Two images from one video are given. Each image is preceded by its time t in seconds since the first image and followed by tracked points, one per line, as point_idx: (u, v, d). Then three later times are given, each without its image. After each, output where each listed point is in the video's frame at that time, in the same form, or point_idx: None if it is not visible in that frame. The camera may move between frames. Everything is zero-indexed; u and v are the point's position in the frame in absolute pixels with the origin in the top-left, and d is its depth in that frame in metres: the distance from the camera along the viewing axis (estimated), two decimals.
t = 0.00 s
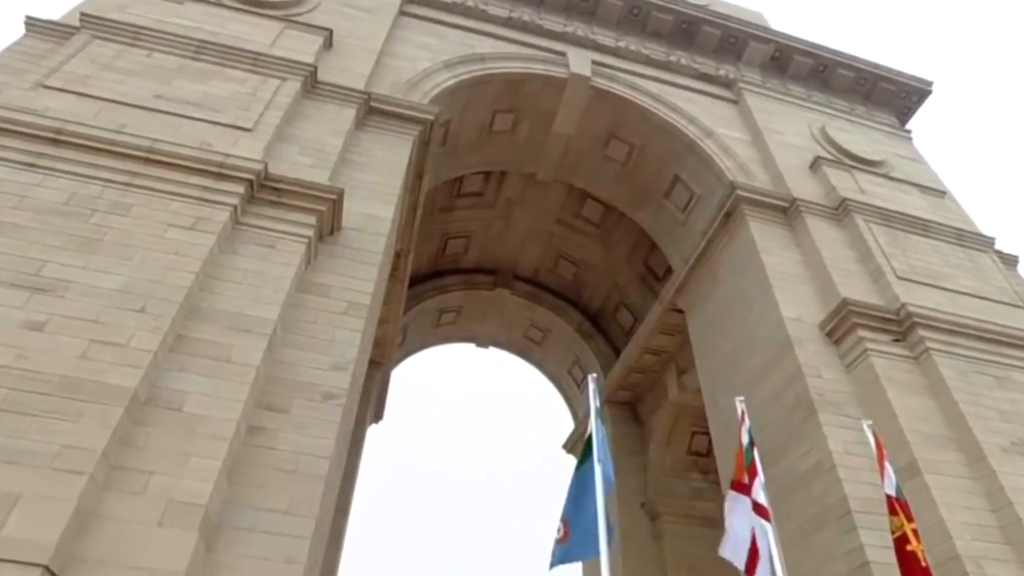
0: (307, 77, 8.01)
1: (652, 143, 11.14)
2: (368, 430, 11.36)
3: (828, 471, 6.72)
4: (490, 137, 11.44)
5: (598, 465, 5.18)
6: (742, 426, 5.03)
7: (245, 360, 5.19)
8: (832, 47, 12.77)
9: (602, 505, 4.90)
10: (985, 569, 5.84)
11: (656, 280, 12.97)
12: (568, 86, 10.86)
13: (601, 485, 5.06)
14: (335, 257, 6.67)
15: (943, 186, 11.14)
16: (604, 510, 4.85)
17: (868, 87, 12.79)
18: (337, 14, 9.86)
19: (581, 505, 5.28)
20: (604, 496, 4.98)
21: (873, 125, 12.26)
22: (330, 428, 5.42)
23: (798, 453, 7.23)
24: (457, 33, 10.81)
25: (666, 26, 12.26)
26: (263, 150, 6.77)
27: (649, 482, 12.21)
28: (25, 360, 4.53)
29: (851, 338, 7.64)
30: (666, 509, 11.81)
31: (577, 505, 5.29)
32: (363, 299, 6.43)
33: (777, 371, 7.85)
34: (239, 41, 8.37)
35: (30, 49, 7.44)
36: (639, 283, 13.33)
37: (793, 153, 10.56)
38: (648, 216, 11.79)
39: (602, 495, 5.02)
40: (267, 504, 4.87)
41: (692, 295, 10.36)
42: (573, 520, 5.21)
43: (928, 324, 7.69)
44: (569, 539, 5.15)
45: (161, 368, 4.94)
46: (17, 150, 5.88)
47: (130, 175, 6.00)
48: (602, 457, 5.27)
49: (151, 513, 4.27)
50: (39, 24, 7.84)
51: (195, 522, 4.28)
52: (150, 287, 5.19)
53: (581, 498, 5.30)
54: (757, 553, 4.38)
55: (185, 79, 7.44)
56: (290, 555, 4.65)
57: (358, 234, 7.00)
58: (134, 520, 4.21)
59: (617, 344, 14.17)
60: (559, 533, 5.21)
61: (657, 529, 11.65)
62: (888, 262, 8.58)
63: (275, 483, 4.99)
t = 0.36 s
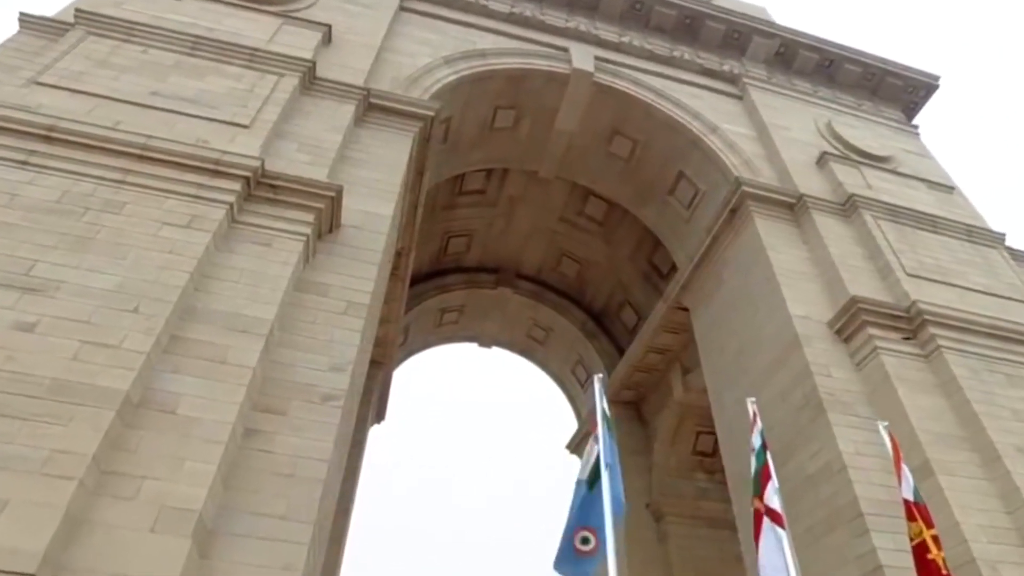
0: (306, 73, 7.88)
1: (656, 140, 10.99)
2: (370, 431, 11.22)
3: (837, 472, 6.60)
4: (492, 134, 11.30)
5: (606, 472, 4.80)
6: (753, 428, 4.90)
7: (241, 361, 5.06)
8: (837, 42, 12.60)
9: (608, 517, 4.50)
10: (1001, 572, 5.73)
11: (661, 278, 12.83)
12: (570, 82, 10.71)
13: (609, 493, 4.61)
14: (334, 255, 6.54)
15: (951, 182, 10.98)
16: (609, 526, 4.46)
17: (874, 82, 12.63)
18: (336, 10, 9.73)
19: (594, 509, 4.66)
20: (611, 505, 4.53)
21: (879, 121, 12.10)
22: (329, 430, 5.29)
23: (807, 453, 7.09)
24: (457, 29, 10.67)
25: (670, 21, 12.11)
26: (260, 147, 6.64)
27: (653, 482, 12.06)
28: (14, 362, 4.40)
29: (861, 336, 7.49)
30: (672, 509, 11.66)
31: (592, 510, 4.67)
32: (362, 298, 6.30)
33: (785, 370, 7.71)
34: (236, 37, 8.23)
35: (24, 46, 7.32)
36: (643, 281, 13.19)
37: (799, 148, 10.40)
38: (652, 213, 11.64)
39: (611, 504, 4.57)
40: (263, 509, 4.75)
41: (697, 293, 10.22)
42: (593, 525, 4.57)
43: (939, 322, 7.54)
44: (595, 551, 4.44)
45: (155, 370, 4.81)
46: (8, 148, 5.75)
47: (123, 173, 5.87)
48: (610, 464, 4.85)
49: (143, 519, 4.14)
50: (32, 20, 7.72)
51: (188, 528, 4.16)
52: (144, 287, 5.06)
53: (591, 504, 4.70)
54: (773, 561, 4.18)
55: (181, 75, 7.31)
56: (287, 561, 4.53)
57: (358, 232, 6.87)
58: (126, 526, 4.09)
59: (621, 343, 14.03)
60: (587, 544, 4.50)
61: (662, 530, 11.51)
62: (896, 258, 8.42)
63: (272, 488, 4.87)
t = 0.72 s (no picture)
0: (303, 63, 7.73)
1: (660, 131, 10.84)
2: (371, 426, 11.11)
3: (847, 469, 6.47)
4: (494, 126, 11.15)
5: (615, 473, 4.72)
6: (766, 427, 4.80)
7: (236, 357, 4.94)
8: (844, 31, 12.41)
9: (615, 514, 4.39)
10: (1015, 571, 5.63)
11: (665, 272, 12.70)
12: (573, 72, 10.55)
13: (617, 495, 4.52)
14: (333, 249, 6.41)
15: (960, 173, 10.81)
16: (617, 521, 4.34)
17: (881, 72, 12.45)
18: None
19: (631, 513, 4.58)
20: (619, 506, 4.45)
21: (886, 111, 11.92)
22: (327, 427, 5.17)
23: (815, 449, 6.96)
24: (458, 19, 10.51)
25: (673, 11, 11.93)
26: (256, 139, 6.49)
27: (658, 478, 11.94)
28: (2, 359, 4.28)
29: (870, 330, 7.35)
30: (676, 505, 11.55)
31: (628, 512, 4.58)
32: (362, 292, 6.17)
33: (792, 365, 7.57)
34: (232, 27, 8.08)
35: (16, 36, 7.17)
36: (647, 275, 13.07)
37: (805, 139, 10.24)
38: (656, 205, 11.50)
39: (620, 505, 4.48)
40: (260, 509, 4.63)
41: (702, 286, 10.08)
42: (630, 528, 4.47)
43: (950, 315, 7.40)
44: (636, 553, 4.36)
45: (148, 367, 4.69)
46: None
47: (116, 165, 5.73)
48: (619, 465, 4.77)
49: (135, 520, 4.03)
50: (24, 11, 7.58)
51: (182, 529, 4.05)
52: (136, 281, 4.94)
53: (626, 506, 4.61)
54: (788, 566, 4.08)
55: (176, 66, 7.16)
56: (284, 562, 4.42)
57: (357, 225, 6.73)
58: (118, 528, 3.98)
59: (624, 337, 13.91)
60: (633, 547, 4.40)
61: (666, 526, 11.40)
62: (906, 250, 8.27)
63: (268, 487, 4.75)
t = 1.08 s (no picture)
0: (299, 42, 7.55)
1: (663, 113, 10.66)
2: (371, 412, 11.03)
3: (853, 456, 6.38)
4: (494, 107, 10.96)
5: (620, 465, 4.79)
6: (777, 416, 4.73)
7: (231, 343, 4.81)
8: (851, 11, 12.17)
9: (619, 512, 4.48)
10: None
11: (667, 256, 12.57)
12: (575, 52, 10.34)
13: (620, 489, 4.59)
14: (330, 232, 6.27)
15: (969, 156, 10.62)
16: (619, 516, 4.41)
17: (889, 53, 12.22)
18: None
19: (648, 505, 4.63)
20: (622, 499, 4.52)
21: (894, 93, 11.71)
22: (324, 414, 5.05)
23: (821, 436, 6.87)
24: None
25: None
26: (251, 119, 6.33)
27: (660, 463, 11.88)
28: None
29: (878, 316, 7.23)
30: (678, 491, 11.51)
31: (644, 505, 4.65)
32: (360, 277, 6.04)
33: (798, 350, 7.46)
34: (225, 4, 7.87)
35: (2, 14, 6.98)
36: (649, 259, 12.95)
37: (811, 121, 10.05)
38: (659, 189, 11.34)
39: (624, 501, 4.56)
40: (256, 498, 4.54)
41: (705, 271, 9.95)
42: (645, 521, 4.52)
43: (959, 300, 7.28)
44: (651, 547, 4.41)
45: (140, 353, 4.57)
46: None
47: (106, 146, 5.58)
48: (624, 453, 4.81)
49: (127, 511, 3.94)
50: None
51: (175, 520, 3.95)
52: (127, 265, 4.80)
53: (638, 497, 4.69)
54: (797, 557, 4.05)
55: (168, 45, 6.97)
56: (281, 552, 4.33)
57: (355, 208, 6.59)
58: (110, 519, 3.89)
59: (626, 322, 13.81)
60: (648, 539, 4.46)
61: (668, 511, 11.36)
62: (913, 234, 8.13)
63: (264, 476, 4.65)
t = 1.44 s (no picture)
0: (294, 16, 7.35)
1: (666, 91, 10.46)
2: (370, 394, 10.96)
3: (858, 441, 6.30)
4: (495, 85, 10.75)
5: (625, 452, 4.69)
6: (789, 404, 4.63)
7: (225, 325, 4.69)
8: None
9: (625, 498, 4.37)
10: None
11: (669, 237, 12.45)
12: (577, 29, 10.12)
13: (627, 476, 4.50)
14: (327, 212, 6.12)
15: (977, 137, 10.44)
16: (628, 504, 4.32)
17: (897, 32, 11.98)
18: None
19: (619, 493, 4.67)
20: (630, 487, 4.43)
21: (901, 72, 11.50)
22: (321, 398, 4.95)
23: (825, 420, 6.78)
24: None
25: None
26: (244, 95, 6.16)
27: (660, 446, 11.84)
28: None
29: (884, 299, 7.11)
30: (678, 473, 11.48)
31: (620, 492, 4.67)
32: (357, 257, 5.91)
33: (802, 333, 7.35)
34: None
35: None
36: (651, 240, 12.82)
37: (818, 100, 9.86)
38: (662, 168, 11.17)
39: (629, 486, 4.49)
40: (252, 483, 4.45)
41: (708, 253, 9.81)
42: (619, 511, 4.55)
43: (967, 283, 7.16)
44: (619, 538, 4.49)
45: (131, 336, 4.45)
46: None
47: (94, 122, 5.41)
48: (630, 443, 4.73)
49: (119, 497, 3.84)
50: None
51: (169, 506, 3.86)
52: (117, 246, 4.67)
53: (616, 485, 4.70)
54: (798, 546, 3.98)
55: (158, 18, 6.77)
56: (278, 539, 4.26)
57: (352, 187, 6.44)
58: (102, 506, 3.79)
59: (627, 303, 13.71)
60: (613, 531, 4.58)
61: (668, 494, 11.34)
62: (921, 216, 7.98)
63: (260, 461, 4.55)
